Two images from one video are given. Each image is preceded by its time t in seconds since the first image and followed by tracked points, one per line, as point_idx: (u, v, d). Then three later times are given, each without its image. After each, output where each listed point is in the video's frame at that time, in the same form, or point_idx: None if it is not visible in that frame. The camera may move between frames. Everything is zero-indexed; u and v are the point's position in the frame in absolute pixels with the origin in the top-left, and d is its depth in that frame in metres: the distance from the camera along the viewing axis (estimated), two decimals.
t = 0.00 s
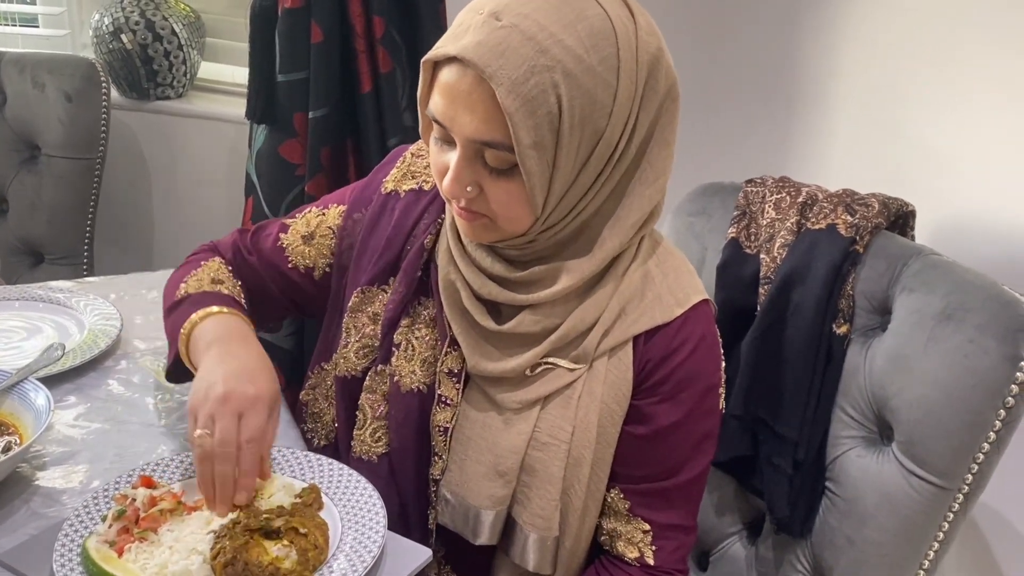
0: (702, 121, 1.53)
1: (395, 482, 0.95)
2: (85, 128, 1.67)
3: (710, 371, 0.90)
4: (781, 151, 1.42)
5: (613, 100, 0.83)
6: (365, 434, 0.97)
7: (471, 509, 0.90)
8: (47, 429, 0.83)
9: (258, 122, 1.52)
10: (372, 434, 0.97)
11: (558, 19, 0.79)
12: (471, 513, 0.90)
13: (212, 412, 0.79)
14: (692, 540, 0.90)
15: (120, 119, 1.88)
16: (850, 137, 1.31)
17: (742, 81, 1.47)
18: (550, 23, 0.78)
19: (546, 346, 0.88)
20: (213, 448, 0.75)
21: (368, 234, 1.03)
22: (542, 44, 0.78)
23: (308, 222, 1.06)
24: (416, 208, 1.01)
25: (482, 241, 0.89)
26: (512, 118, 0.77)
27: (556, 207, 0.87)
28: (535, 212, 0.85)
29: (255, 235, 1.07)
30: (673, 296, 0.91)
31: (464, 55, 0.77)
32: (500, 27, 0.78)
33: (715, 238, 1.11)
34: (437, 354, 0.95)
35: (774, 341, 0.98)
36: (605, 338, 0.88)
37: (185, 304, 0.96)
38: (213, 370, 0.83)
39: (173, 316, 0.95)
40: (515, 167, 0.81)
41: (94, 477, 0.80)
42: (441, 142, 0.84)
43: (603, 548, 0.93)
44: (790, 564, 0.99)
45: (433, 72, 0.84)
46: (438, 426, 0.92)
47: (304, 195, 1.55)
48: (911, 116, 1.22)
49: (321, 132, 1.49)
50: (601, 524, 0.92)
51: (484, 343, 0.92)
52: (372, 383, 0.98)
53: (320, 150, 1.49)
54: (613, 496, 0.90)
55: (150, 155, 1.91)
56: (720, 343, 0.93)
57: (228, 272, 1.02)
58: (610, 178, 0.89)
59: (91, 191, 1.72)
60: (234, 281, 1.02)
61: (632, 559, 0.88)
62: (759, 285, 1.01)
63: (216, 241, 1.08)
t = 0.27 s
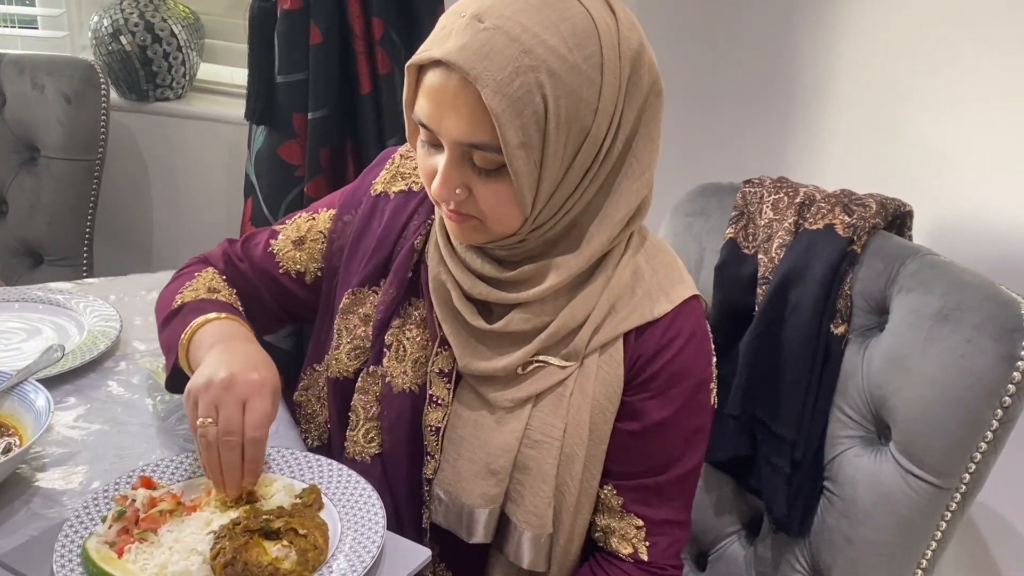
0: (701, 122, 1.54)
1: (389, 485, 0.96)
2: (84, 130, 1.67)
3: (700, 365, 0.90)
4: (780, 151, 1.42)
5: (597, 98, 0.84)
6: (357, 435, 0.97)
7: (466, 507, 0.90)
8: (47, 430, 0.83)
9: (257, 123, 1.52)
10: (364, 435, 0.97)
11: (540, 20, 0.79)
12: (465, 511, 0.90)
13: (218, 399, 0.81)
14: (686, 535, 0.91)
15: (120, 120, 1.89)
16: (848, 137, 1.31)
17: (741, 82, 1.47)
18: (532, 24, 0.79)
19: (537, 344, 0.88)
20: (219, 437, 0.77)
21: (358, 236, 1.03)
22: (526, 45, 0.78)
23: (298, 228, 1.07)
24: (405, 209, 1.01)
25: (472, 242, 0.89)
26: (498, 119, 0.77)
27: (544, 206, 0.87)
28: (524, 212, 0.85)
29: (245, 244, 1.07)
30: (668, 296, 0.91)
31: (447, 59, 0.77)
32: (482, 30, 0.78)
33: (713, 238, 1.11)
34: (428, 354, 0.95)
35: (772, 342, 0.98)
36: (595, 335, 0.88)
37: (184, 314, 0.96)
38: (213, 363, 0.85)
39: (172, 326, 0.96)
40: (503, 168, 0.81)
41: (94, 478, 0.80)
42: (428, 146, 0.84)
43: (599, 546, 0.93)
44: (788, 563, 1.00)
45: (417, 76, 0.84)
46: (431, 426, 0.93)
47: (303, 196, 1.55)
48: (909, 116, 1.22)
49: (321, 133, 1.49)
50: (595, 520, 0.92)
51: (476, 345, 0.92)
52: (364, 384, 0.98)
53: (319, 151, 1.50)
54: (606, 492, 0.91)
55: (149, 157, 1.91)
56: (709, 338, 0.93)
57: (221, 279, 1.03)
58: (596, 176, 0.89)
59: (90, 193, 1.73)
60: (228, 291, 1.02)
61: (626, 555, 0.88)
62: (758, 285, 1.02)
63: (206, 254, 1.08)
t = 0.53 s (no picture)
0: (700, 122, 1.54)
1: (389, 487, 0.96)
2: (84, 131, 1.67)
3: (699, 362, 0.91)
4: (779, 151, 1.42)
5: (597, 98, 0.84)
6: (357, 440, 0.98)
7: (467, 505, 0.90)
8: (47, 432, 0.84)
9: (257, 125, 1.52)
10: (364, 440, 0.97)
11: (539, 19, 0.80)
12: (470, 513, 0.90)
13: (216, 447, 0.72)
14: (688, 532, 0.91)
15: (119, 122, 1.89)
16: (848, 138, 1.31)
17: (740, 82, 1.48)
18: (532, 24, 0.79)
19: (538, 345, 0.88)
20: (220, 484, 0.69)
21: (357, 241, 1.03)
22: (526, 45, 0.78)
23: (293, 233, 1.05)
24: (405, 214, 1.01)
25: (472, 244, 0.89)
26: (500, 119, 0.77)
27: (544, 206, 0.87)
28: (524, 212, 0.85)
29: (234, 253, 1.05)
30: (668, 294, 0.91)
31: (448, 60, 0.77)
32: (483, 30, 0.78)
33: (713, 238, 1.11)
34: (429, 358, 0.95)
35: (772, 342, 0.98)
36: (597, 333, 0.89)
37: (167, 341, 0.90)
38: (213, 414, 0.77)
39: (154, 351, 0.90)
40: (504, 168, 0.82)
41: (94, 479, 0.80)
42: (428, 147, 0.84)
43: (597, 543, 0.93)
44: (788, 563, 1.00)
45: (417, 78, 0.84)
46: (434, 431, 0.93)
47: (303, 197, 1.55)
48: (909, 117, 1.22)
49: (320, 134, 1.49)
50: (594, 517, 0.93)
51: (477, 346, 0.92)
52: (364, 389, 0.99)
53: (319, 152, 1.50)
54: (607, 489, 0.91)
55: (149, 158, 1.91)
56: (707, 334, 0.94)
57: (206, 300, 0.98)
58: (594, 177, 0.89)
59: (90, 194, 1.73)
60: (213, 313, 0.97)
61: (626, 552, 0.88)
62: (757, 285, 1.02)
63: (191, 266, 1.04)
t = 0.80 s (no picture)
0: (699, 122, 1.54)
1: (389, 487, 0.96)
2: (83, 132, 1.67)
3: (701, 364, 0.90)
4: (778, 151, 1.42)
5: (597, 98, 0.84)
6: (358, 438, 0.98)
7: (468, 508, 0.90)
8: (47, 432, 0.84)
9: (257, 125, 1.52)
10: (365, 438, 0.98)
11: (538, 20, 0.80)
12: (469, 515, 0.91)
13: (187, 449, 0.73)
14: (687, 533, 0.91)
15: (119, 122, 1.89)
16: (847, 137, 1.31)
17: (739, 83, 1.48)
18: (531, 25, 0.79)
19: (540, 345, 0.88)
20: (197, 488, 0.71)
21: (359, 238, 1.03)
22: (525, 46, 0.78)
23: (296, 227, 1.05)
24: (408, 214, 1.01)
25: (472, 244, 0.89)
26: (498, 120, 0.77)
27: (545, 206, 0.87)
28: (524, 212, 0.85)
29: (236, 246, 1.05)
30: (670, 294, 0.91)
31: (445, 61, 0.77)
32: (481, 31, 0.78)
33: (712, 238, 1.11)
34: (430, 358, 0.95)
35: (771, 341, 0.98)
36: (598, 335, 0.89)
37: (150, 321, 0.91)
38: (188, 400, 0.77)
39: (138, 332, 0.90)
40: (504, 168, 0.82)
41: (94, 480, 0.80)
42: (427, 147, 0.84)
43: (598, 544, 0.93)
44: (787, 563, 1.00)
45: (416, 78, 0.84)
46: (434, 430, 0.93)
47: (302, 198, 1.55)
48: (908, 117, 1.22)
49: (320, 134, 1.49)
50: (595, 519, 0.92)
51: (478, 347, 0.92)
52: (365, 388, 0.99)
53: (318, 152, 1.50)
54: (607, 491, 0.90)
55: (148, 158, 1.91)
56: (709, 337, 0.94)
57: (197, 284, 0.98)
58: (595, 178, 0.89)
59: (90, 195, 1.73)
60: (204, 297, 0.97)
61: (626, 554, 0.88)
62: (756, 285, 1.02)
63: (191, 256, 1.04)
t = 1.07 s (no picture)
0: (700, 121, 1.54)
1: (392, 487, 0.96)
2: (84, 132, 1.67)
3: (704, 367, 0.90)
4: (778, 151, 1.42)
5: (601, 105, 0.84)
6: (360, 438, 0.97)
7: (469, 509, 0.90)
8: (47, 433, 0.84)
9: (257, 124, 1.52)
10: (367, 437, 0.97)
11: (544, 26, 0.79)
12: (470, 516, 0.90)
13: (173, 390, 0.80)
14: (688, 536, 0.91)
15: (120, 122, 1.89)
16: (847, 137, 1.31)
17: (739, 82, 1.47)
18: (537, 30, 0.79)
19: (542, 346, 0.88)
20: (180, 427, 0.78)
21: (360, 238, 1.03)
22: (529, 51, 0.78)
23: (298, 228, 1.06)
24: (407, 211, 1.01)
25: (474, 246, 0.89)
26: (500, 126, 0.77)
27: (546, 209, 0.87)
28: (524, 216, 0.85)
29: (242, 245, 1.06)
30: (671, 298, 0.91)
31: (450, 64, 0.77)
32: (487, 34, 0.78)
33: (713, 238, 1.11)
34: (433, 356, 0.95)
35: (772, 341, 0.98)
36: (600, 337, 0.88)
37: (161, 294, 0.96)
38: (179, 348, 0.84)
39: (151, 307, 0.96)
40: (504, 173, 0.81)
41: (94, 480, 0.80)
42: (431, 149, 0.84)
43: (600, 546, 0.93)
44: (788, 563, 1.00)
45: (422, 80, 0.84)
46: (437, 429, 0.93)
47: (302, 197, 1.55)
48: (909, 116, 1.22)
49: (320, 134, 1.49)
50: (598, 520, 0.92)
51: (479, 345, 0.92)
52: (367, 387, 0.99)
53: (318, 152, 1.50)
54: (609, 494, 0.90)
55: (149, 158, 1.91)
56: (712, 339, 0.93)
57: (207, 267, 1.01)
58: (598, 184, 0.89)
59: (90, 195, 1.73)
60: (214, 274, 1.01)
61: (628, 556, 0.88)
62: (757, 285, 1.02)
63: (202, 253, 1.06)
